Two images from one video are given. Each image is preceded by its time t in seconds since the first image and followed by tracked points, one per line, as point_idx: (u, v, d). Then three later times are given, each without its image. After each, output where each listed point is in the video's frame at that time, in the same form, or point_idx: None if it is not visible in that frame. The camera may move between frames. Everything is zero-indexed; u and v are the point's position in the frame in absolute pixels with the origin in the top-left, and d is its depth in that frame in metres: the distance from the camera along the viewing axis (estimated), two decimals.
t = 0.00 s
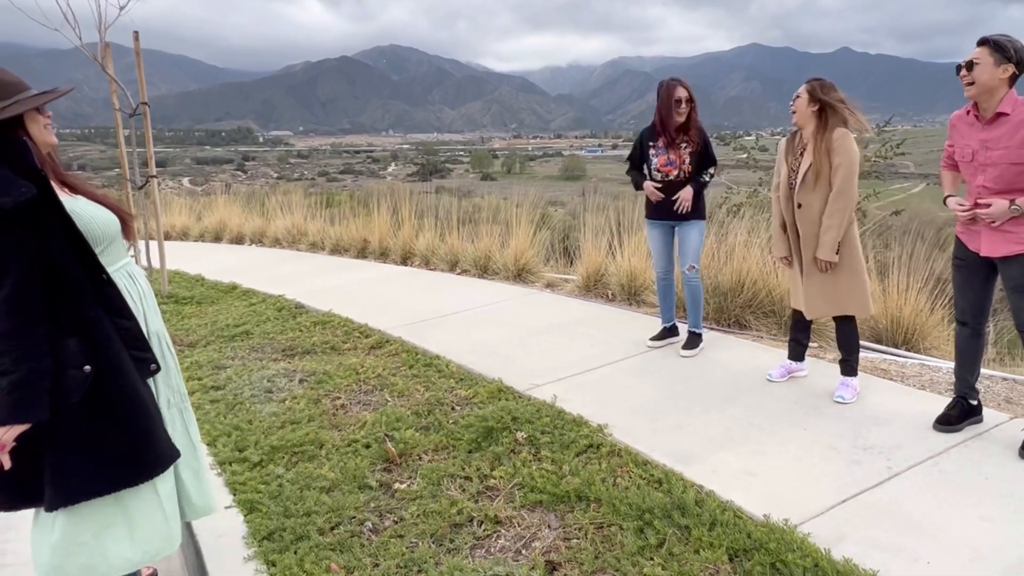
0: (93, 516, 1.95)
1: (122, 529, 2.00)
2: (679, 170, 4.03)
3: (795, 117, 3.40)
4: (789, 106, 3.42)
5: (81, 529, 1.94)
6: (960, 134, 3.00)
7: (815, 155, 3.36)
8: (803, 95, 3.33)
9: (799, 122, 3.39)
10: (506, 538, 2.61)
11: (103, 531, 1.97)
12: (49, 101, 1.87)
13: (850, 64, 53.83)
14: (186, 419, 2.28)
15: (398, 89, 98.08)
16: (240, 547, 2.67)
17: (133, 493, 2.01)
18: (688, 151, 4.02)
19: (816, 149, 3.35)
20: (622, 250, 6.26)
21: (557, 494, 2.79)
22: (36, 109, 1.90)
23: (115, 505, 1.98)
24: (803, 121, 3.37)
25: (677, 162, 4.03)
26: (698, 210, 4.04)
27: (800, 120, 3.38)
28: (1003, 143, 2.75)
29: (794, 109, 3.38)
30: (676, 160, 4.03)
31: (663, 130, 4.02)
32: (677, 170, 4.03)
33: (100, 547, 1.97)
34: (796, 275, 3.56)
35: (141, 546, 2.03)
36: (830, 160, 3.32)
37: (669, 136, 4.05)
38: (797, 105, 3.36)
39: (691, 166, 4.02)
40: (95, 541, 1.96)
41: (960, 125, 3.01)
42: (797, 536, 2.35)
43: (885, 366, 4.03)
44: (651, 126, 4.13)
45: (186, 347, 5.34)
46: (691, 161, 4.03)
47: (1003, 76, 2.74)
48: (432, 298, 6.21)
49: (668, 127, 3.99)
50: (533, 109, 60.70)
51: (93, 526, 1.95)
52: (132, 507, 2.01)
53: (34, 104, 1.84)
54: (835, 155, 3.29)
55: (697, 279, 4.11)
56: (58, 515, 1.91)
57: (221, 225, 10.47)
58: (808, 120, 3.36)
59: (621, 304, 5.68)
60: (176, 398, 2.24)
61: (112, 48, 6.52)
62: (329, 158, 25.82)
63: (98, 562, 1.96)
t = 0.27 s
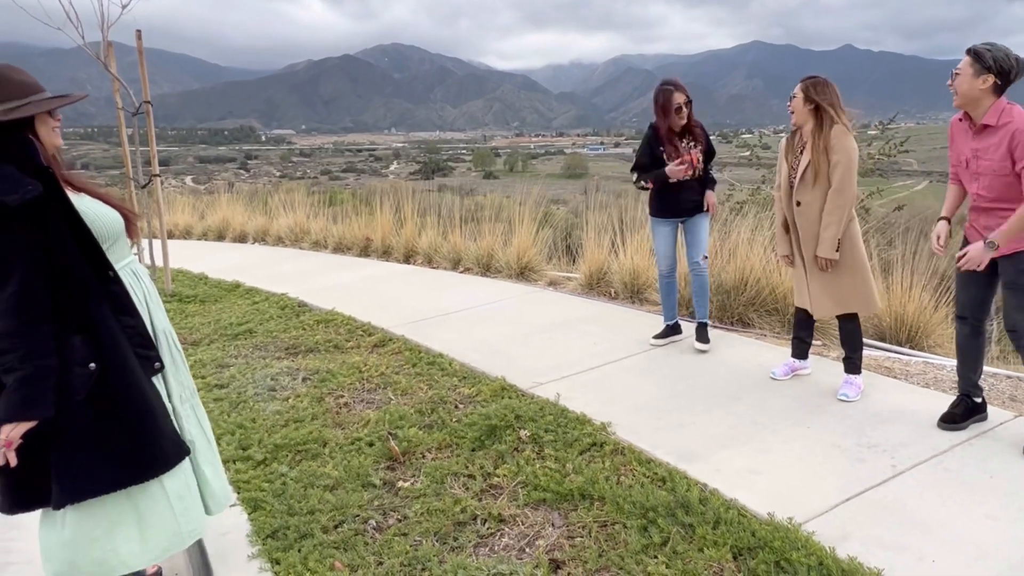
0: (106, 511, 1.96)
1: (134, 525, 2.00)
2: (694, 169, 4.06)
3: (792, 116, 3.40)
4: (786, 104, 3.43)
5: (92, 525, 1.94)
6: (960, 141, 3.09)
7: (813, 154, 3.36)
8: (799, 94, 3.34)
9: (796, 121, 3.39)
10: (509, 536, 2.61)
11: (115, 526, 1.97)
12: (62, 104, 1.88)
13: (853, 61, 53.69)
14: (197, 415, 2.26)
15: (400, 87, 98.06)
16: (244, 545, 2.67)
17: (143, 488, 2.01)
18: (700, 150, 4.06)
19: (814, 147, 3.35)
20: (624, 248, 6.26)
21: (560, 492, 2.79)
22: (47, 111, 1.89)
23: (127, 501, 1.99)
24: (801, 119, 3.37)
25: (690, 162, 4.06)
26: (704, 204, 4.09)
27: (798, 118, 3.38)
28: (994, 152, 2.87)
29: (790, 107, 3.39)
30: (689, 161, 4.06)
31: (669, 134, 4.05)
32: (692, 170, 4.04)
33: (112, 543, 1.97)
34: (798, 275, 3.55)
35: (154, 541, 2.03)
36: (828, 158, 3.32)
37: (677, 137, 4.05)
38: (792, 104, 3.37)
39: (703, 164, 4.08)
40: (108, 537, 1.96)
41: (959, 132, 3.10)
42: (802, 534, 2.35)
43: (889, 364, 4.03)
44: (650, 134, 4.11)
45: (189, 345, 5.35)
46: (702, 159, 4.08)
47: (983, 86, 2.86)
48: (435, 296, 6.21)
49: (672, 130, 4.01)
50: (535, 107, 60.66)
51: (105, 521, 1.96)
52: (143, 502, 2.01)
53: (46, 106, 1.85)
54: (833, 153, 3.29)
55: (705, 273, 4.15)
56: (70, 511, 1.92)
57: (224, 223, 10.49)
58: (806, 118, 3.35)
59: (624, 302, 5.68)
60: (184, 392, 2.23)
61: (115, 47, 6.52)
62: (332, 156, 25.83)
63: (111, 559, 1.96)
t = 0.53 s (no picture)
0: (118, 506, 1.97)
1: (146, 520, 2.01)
2: (704, 166, 4.05)
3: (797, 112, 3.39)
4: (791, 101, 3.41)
5: (105, 520, 1.96)
6: (945, 178, 3.11)
7: (818, 150, 3.35)
8: (804, 90, 3.33)
9: (802, 117, 3.37)
10: (514, 536, 2.61)
11: (127, 522, 1.98)
12: (75, 111, 1.90)
13: (857, 59, 53.56)
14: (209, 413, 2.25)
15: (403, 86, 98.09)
16: (250, 545, 2.68)
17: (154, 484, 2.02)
18: (707, 144, 4.07)
19: (819, 144, 3.34)
20: (628, 247, 6.26)
21: (565, 492, 2.79)
22: (58, 117, 1.91)
23: (139, 497, 2.00)
24: (806, 116, 3.36)
25: (700, 159, 4.05)
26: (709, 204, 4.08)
27: (803, 115, 3.36)
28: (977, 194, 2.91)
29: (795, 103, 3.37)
30: (699, 158, 4.04)
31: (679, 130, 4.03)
32: (702, 166, 4.04)
33: (125, 537, 1.98)
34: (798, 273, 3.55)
35: (166, 537, 2.03)
36: (833, 155, 3.31)
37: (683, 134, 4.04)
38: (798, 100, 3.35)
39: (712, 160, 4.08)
40: (121, 532, 1.97)
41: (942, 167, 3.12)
42: (808, 534, 2.35)
43: (894, 363, 4.02)
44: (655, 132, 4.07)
45: (194, 344, 5.36)
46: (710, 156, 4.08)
47: (958, 136, 2.91)
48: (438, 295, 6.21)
49: (679, 126, 4.00)
50: (538, 106, 60.62)
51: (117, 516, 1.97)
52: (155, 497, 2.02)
53: (59, 112, 1.87)
54: (838, 150, 3.29)
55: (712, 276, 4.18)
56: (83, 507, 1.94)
57: (228, 223, 10.51)
58: (811, 115, 3.34)
59: (628, 301, 5.67)
60: (196, 387, 2.23)
61: (119, 47, 6.52)
62: (335, 155, 25.84)
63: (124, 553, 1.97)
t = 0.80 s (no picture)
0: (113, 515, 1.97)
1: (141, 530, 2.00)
2: (709, 164, 4.01)
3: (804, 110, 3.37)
4: (797, 98, 3.39)
5: (100, 528, 1.96)
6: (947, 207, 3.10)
7: (825, 149, 3.34)
8: (813, 87, 3.31)
9: (809, 114, 3.35)
10: (519, 536, 2.61)
11: (121, 531, 1.98)
12: (94, 128, 1.92)
13: (860, 56, 53.45)
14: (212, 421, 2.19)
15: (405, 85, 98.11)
16: (256, 545, 2.69)
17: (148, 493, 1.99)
18: (720, 141, 4.01)
19: (827, 141, 3.33)
20: (632, 246, 6.25)
21: (569, 492, 2.79)
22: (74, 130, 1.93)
23: (134, 505, 1.99)
24: (814, 113, 3.34)
25: (706, 157, 4.01)
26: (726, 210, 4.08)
27: (811, 112, 3.35)
28: (987, 225, 2.93)
29: (804, 100, 3.35)
30: (705, 155, 4.01)
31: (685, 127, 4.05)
32: (706, 164, 4.01)
33: (121, 545, 1.98)
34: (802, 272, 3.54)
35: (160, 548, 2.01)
36: (841, 153, 3.31)
37: (692, 132, 4.04)
38: (807, 96, 3.33)
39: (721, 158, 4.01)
40: (115, 540, 1.97)
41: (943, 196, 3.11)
42: (813, 533, 2.34)
43: (900, 362, 4.01)
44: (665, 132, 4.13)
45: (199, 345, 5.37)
46: (719, 153, 4.02)
47: (958, 178, 2.91)
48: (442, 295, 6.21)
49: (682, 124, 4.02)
50: (540, 105, 60.59)
51: (113, 525, 1.97)
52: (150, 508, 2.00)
53: (76, 126, 1.88)
54: (846, 148, 3.28)
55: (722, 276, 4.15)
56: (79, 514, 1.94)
57: (232, 223, 10.53)
58: (821, 113, 3.34)
59: (632, 300, 5.68)
60: (205, 388, 2.21)
61: (122, 47, 6.53)
62: (338, 155, 25.87)
63: (120, 562, 1.97)
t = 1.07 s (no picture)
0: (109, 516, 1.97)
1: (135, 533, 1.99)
2: (701, 165, 4.01)
3: (812, 107, 3.36)
4: (804, 95, 3.38)
5: (94, 529, 1.95)
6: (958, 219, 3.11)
7: (833, 146, 3.33)
8: (822, 84, 3.30)
9: (818, 111, 3.34)
10: (523, 534, 2.61)
11: (115, 533, 1.97)
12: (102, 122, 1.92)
13: (863, 54, 53.35)
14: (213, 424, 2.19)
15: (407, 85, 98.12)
16: (260, 544, 2.69)
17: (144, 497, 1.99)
18: (716, 143, 3.96)
19: (835, 139, 3.33)
20: (635, 245, 6.25)
21: (573, 490, 2.79)
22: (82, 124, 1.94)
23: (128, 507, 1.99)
24: (822, 110, 3.33)
25: (699, 158, 4.01)
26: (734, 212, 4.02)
27: (819, 109, 3.34)
28: (998, 240, 2.95)
29: (812, 97, 3.34)
30: (698, 156, 4.02)
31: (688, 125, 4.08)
32: (697, 165, 4.02)
33: (115, 547, 1.97)
34: (807, 268, 3.54)
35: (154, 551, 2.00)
36: (848, 152, 3.31)
37: (694, 133, 4.07)
38: (816, 93, 3.32)
39: (714, 160, 3.96)
40: (110, 542, 1.96)
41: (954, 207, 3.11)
42: (818, 532, 2.34)
43: (904, 360, 4.01)
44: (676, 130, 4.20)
45: (203, 344, 5.38)
46: (714, 155, 3.96)
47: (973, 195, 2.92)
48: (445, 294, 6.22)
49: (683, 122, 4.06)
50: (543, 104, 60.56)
51: (108, 526, 1.96)
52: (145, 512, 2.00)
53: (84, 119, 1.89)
54: (853, 145, 3.28)
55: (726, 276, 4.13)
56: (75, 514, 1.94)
57: (235, 223, 10.55)
58: (830, 111, 3.33)
59: (635, 298, 5.68)
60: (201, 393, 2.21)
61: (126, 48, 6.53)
62: (340, 155, 25.90)
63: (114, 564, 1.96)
